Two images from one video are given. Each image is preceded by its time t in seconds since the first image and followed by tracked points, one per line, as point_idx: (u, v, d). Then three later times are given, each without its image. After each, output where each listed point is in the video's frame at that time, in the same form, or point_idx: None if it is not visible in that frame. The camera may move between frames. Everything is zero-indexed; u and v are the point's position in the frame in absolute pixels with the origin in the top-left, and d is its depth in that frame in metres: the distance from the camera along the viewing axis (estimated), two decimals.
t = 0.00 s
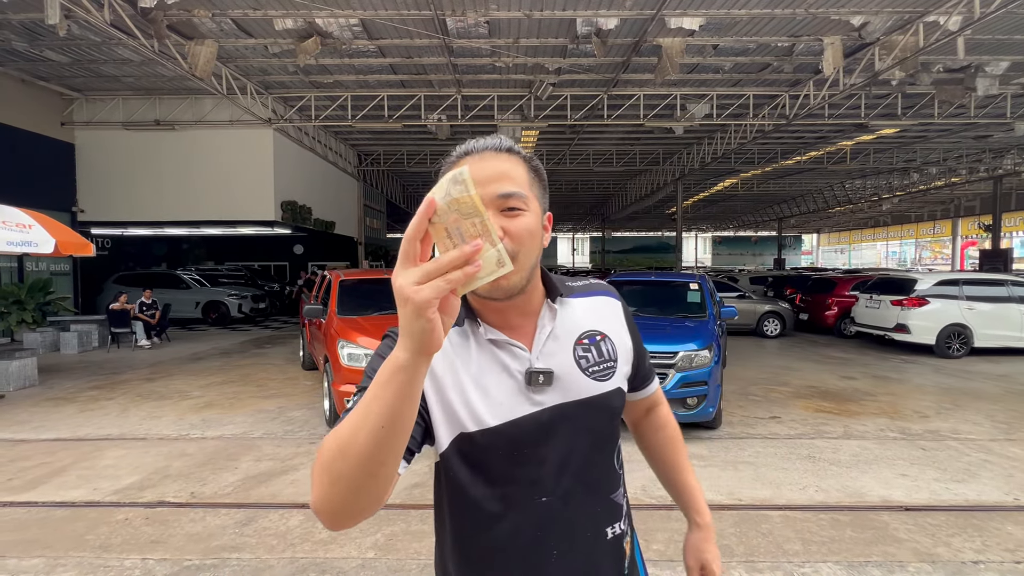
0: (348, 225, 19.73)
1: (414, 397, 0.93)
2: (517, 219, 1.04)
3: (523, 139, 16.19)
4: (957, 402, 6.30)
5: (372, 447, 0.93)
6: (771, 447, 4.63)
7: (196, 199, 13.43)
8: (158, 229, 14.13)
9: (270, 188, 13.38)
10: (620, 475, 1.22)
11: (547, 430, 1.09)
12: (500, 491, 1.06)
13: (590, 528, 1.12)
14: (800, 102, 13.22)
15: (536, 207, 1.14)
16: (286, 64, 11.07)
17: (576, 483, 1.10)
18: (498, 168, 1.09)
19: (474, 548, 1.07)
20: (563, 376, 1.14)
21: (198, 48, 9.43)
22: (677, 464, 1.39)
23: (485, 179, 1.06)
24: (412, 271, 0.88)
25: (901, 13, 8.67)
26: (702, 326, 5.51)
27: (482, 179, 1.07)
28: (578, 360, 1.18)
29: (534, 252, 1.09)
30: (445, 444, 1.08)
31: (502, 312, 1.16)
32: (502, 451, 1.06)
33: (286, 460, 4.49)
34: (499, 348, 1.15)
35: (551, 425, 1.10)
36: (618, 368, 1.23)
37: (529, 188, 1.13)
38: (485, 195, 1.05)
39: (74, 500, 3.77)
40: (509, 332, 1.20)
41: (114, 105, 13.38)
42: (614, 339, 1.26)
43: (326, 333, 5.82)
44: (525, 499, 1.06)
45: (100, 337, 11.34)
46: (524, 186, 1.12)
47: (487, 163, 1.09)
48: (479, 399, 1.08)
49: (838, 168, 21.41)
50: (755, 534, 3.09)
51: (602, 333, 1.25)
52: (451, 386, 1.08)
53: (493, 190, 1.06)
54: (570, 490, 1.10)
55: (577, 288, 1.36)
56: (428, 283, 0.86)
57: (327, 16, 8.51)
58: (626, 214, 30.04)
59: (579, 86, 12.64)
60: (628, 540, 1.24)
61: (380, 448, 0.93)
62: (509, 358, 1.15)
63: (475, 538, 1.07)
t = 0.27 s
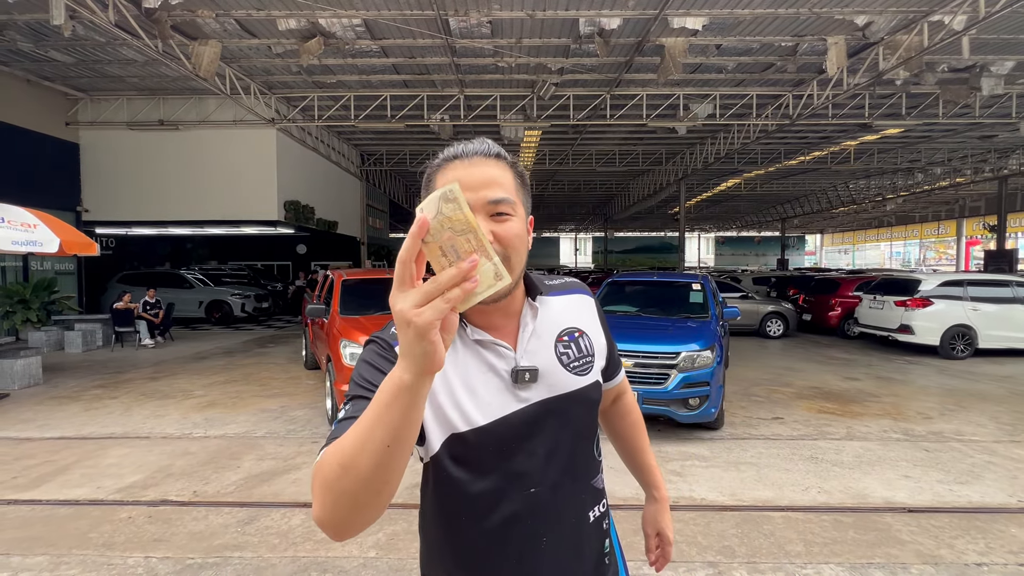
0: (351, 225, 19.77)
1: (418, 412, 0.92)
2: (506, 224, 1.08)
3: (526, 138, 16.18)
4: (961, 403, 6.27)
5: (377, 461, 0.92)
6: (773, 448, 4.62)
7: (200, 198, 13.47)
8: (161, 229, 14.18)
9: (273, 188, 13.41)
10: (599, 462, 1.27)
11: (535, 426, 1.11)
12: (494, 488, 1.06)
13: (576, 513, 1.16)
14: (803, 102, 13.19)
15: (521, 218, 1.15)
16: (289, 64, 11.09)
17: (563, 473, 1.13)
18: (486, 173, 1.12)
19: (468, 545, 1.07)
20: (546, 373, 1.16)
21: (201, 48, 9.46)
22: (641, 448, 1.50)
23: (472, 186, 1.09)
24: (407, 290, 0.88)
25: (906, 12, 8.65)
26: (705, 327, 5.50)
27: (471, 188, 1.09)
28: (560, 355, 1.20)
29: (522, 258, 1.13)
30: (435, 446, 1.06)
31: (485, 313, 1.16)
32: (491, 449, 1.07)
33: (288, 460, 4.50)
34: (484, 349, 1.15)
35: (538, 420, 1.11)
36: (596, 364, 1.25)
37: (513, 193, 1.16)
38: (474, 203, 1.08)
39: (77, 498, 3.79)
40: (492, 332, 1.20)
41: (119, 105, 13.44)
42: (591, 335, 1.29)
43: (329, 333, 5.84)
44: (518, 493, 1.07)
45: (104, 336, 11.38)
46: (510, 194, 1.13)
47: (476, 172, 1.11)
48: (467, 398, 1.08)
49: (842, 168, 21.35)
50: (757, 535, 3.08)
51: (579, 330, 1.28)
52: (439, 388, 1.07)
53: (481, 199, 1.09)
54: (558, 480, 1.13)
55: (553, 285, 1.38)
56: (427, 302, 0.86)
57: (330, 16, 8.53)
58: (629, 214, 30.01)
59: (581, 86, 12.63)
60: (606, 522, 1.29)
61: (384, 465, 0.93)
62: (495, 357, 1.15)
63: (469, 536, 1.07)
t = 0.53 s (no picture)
0: (353, 225, 19.79)
1: (424, 397, 0.93)
2: (506, 227, 1.09)
3: (527, 138, 16.18)
4: (964, 404, 6.25)
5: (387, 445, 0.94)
6: (775, 448, 4.61)
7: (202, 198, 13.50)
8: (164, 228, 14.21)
9: (275, 188, 13.43)
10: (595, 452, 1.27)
11: (535, 416, 1.12)
12: (494, 476, 1.07)
13: (575, 501, 1.17)
14: (806, 102, 13.16)
15: (519, 222, 1.15)
16: (291, 64, 11.11)
17: (562, 460, 1.14)
18: (486, 180, 1.12)
19: (470, 530, 1.08)
20: (546, 367, 1.16)
21: (204, 48, 9.48)
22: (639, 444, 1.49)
23: (472, 193, 1.10)
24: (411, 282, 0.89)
25: (909, 12, 8.62)
26: (706, 327, 5.50)
27: (473, 194, 1.10)
28: (557, 351, 1.20)
29: (522, 261, 1.13)
30: (440, 435, 1.07)
31: (487, 310, 1.16)
32: (494, 440, 1.08)
33: (289, 459, 4.51)
34: (486, 344, 1.15)
35: (537, 411, 1.12)
36: (591, 359, 1.25)
37: (514, 200, 1.17)
38: (475, 209, 1.08)
39: (79, 497, 3.81)
40: (494, 329, 1.20)
41: (122, 105, 13.48)
42: (588, 332, 1.29)
43: (330, 332, 5.84)
44: (518, 481, 1.08)
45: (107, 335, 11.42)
46: (508, 198, 1.14)
47: (479, 179, 1.12)
48: (470, 391, 1.08)
49: (845, 168, 21.28)
50: (758, 535, 3.08)
51: (576, 327, 1.28)
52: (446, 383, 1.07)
53: (481, 205, 1.09)
54: (556, 469, 1.13)
55: (550, 284, 1.38)
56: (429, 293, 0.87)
57: (332, 17, 8.55)
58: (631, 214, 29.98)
59: (584, 86, 12.62)
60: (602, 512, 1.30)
61: (392, 448, 0.94)
62: (496, 352, 1.15)
63: (472, 520, 1.08)
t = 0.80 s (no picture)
0: (354, 225, 19.81)
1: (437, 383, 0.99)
2: (519, 238, 1.14)
3: (529, 138, 16.17)
4: (966, 405, 6.23)
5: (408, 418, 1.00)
6: (775, 449, 4.61)
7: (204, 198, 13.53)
8: (166, 228, 14.25)
9: (277, 188, 13.45)
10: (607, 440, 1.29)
11: (548, 401, 1.16)
12: (507, 451, 1.13)
13: (586, 483, 1.19)
14: (807, 102, 13.14)
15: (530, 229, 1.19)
16: (293, 64, 11.12)
17: (573, 444, 1.18)
18: (502, 196, 1.15)
19: (486, 500, 1.15)
20: (557, 358, 1.19)
21: (206, 48, 9.50)
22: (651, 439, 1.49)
23: (486, 210, 1.12)
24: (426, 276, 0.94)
25: (912, 12, 8.60)
26: (706, 327, 5.50)
27: (488, 203, 1.13)
28: (566, 344, 1.23)
29: (534, 266, 1.19)
30: (459, 418, 1.13)
31: (502, 305, 1.21)
32: (508, 423, 1.13)
33: (289, 458, 4.52)
34: (502, 337, 1.19)
35: (549, 398, 1.16)
36: (600, 352, 1.28)
37: (527, 210, 1.21)
38: (490, 221, 1.12)
39: (80, 495, 3.82)
40: (510, 324, 1.24)
41: (125, 105, 13.52)
42: (597, 326, 1.32)
43: (331, 332, 5.85)
44: (530, 460, 1.14)
45: (110, 334, 11.45)
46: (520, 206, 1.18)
47: (494, 188, 1.15)
48: (488, 379, 1.14)
49: (847, 168, 21.23)
50: (756, 536, 3.08)
51: (586, 322, 1.30)
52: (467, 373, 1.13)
53: (497, 217, 1.13)
54: (567, 452, 1.17)
55: (563, 283, 1.41)
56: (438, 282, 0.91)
57: (333, 16, 8.56)
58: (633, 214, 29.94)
59: (585, 86, 12.61)
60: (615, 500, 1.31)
61: (411, 426, 1.01)
62: (512, 344, 1.19)
63: (488, 491, 1.15)
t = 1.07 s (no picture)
0: (355, 225, 19.83)
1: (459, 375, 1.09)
2: (535, 233, 1.22)
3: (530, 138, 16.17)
4: (966, 406, 6.22)
5: (439, 403, 1.10)
6: (775, 449, 4.60)
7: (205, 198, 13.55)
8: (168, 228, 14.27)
9: (278, 187, 13.46)
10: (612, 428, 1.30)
11: (557, 389, 1.19)
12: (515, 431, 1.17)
13: (591, 469, 1.22)
14: (809, 102, 13.12)
15: (545, 229, 1.26)
16: (294, 64, 11.14)
17: (580, 430, 1.20)
18: (518, 196, 1.23)
19: (494, 479, 1.19)
20: (568, 353, 1.22)
21: (207, 48, 9.52)
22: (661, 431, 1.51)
23: (505, 207, 1.21)
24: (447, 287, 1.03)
25: (913, 11, 8.58)
26: (706, 327, 5.49)
27: (505, 204, 1.21)
28: (578, 340, 1.25)
29: (550, 261, 1.26)
30: (479, 404, 1.18)
31: (520, 300, 1.26)
32: (520, 410, 1.17)
33: (289, 457, 4.53)
34: (519, 330, 1.23)
35: (558, 387, 1.20)
36: (610, 349, 1.30)
37: (543, 212, 1.28)
38: (506, 220, 1.20)
39: (80, 494, 3.83)
40: (527, 320, 1.28)
41: (126, 105, 13.54)
42: (607, 326, 1.33)
43: (331, 331, 5.86)
44: (537, 444, 1.17)
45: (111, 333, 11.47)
46: (535, 208, 1.25)
47: (510, 190, 1.23)
48: (504, 370, 1.17)
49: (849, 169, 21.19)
50: (754, 536, 3.08)
51: (597, 321, 1.32)
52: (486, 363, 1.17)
53: (513, 214, 1.21)
54: (573, 435, 1.19)
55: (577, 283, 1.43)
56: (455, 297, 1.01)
57: (334, 17, 8.56)
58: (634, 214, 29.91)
59: (586, 86, 12.60)
60: (618, 485, 1.33)
61: (440, 411, 1.11)
62: (528, 338, 1.22)
63: (495, 470, 1.19)
